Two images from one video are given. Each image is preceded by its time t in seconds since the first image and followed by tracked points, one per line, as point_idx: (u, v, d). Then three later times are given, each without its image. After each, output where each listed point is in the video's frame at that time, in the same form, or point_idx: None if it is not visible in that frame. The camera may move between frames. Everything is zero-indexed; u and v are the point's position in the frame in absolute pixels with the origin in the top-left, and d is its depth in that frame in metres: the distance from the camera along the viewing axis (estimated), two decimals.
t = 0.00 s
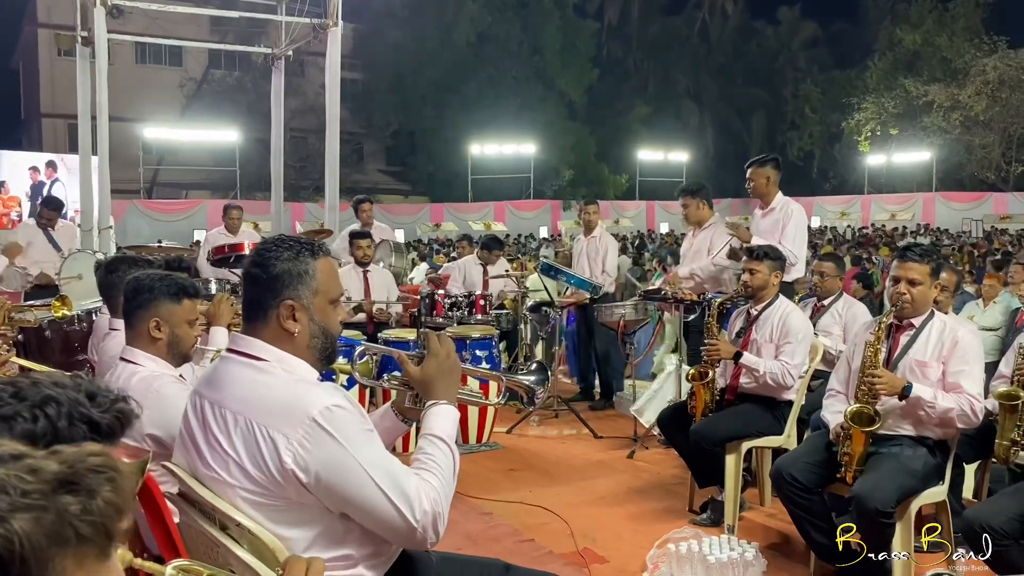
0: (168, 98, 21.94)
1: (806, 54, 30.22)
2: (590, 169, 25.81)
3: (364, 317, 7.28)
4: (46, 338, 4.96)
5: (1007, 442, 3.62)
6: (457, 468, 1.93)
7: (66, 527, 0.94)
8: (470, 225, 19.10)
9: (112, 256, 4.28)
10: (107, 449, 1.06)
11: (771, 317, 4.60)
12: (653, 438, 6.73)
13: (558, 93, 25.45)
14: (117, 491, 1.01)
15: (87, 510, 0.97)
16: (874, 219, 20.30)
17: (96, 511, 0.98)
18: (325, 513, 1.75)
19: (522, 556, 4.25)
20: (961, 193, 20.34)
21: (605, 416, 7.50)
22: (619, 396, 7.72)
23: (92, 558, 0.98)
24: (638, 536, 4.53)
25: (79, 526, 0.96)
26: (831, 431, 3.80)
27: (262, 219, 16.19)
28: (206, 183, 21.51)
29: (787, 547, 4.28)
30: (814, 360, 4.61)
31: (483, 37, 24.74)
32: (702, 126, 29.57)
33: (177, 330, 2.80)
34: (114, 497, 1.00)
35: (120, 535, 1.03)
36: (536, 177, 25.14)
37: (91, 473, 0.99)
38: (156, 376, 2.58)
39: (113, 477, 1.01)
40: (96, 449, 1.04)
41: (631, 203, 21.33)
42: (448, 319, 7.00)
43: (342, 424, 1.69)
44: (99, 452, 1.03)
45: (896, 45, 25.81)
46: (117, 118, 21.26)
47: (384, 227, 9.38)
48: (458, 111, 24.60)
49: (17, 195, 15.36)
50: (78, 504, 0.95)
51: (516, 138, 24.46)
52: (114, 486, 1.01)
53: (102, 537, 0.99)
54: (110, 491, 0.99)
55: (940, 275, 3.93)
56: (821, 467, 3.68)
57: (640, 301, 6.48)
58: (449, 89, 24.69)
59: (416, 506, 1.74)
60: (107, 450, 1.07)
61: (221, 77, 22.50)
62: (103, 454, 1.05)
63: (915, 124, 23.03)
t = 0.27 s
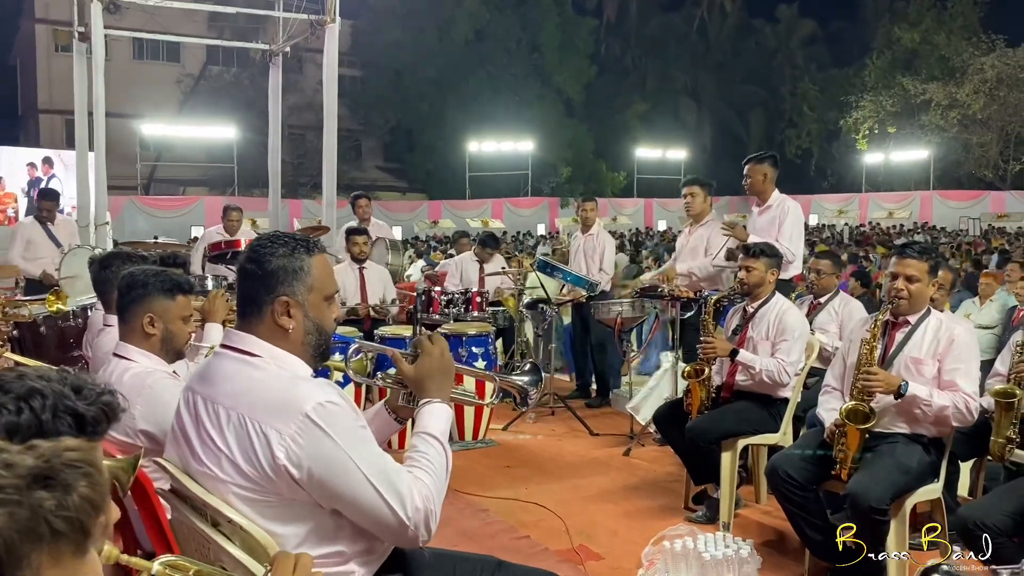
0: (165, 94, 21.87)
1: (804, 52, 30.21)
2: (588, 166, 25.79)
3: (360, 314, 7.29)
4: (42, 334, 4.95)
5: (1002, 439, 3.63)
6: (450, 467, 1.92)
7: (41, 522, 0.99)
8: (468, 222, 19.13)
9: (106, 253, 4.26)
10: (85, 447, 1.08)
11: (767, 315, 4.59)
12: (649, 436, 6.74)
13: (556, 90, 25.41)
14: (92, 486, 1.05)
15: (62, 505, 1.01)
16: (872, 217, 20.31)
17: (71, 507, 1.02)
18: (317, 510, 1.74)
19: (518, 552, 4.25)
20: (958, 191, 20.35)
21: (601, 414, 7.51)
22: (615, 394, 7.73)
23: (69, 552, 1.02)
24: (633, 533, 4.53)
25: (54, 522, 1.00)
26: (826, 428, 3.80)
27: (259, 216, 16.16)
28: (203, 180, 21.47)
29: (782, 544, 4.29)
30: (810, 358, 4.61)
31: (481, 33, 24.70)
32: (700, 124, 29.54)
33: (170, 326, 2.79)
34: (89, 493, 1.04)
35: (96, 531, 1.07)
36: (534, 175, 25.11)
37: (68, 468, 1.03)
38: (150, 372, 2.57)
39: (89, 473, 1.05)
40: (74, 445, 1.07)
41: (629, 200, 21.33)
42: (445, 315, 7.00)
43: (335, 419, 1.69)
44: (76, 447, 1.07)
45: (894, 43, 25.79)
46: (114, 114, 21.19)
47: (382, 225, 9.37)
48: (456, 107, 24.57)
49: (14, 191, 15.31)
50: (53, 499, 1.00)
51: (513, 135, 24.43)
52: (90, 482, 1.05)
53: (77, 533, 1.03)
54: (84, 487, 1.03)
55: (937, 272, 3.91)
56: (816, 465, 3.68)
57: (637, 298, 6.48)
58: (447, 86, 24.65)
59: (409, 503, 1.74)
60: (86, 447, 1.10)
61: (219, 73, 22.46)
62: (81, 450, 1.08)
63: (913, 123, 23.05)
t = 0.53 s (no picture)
0: (161, 89, 21.81)
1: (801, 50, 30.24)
2: (585, 163, 25.80)
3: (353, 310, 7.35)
4: (33, 330, 4.92)
5: (992, 438, 3.64)
6: (434, 467, 1.92)
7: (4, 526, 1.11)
8: (464, 219, 19.14)
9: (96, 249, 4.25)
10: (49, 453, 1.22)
11: (758, 313, 4.60)
12: (641, 433, 6.76)
13: (553, 87, 25.42)
14: (54, 491, 1.17)
15: (23, 511, 1.12)
16: (868, 215, 20.34)
17: (32, 512, 1.13)
18: (300, 508, 1.74)
19: (507, 550, 4.24)
20: (953, 190, 20.38)
21: (594, 411, 7.53)
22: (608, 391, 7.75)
23: (30, 557, 1.14)
24: (623, 531, 4.54)
25: (14, 526, 1.11)
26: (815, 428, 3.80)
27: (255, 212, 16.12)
28: (199, 176, 21.42)
29: (772, 542, 4.30)
30: (801, 357, 4.62)
31: (479, 30, 24.66)
32: (697, 121, 29.51)
33: (157, 323, 2.78)
34: (51, 497, 1.16)
35: (58, 536, 1.17)
36: (530, 172, 25.07)
37: (31, 474, 1.15)
38: (137, 368, 2.57)
39: (51, 479, 1.17)
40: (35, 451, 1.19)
41: (626, 198, 21.32)
42: (439, 312, 7.02)
43: (321, 419, 1.68)
44: (41, 454, 1.19)
45: (891, 41, 25.82)
46: (110, 109, 21.13)
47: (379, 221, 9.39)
48: (452, 104, 24.54)
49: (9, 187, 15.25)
50: (15, 504, 1.11)
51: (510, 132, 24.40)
52: (52, 486, 1.17)
53: (39, 539, 1.14)
54: (47, 492, 1.15)
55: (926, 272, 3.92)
56: (805, 463, 3.68)
57: (629, 296, 6.49)
58: (444, 82, 24.62)
59: (392, 504, 1.74)
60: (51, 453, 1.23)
61: (215, 69, 22.43)
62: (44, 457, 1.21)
63: (910, 121, 23.08)
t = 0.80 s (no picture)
0: (161, 85, 21.77)
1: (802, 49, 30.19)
2: (585, 161, 25.73)
3: (346, 307, 7.44)
4: (26, 326, 4.87)
5: (979, 440, 3.65)
6: (410, 469, 1.93)
7: None
8: (463, 217, 19.14)
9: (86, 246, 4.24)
10: None
11: (749, 313, 4.60)
12: (633, 433, 6.78)
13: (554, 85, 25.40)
14: None
15: None
16: (868, 214, 20.31)
17: None
18: (273, 510, 1.75)
19: (496, 549, 4.25)
20: (954, 190, 20.34)
21: (588, 410, 7.55)
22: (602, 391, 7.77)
23: None
24: (611, 530, 4.55)
25: None
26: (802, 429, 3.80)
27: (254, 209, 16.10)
28: (199, 172, 21.38)
29: (759, 542, 4.31)
30: (791, 357, 4.62)
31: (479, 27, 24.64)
32: (698, 120, 29.52)
33: (140, 321, 2.79)
34: None
35: None
36: (530, 170, 25.06)
37: None
38: (119, 367, 2.57)
39: None
40: None
41: (626, 196, 21.27)
42: (434, 310, 7.03)
43: (296, 420, 1.68)
44: None
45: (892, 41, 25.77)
46: (110, 104, 21.09)
47: (376, 219, 9.43)
48: (452, 102, 24.51)
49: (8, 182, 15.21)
50: None
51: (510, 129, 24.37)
52: None
53: None
54: None
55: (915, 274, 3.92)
56: (792, 465, 3.69)
57: (623, 296, 6.48)
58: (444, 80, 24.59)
59: (366, 506, 1.75)
60: None
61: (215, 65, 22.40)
62: None
63: (910, 121, 23.05)
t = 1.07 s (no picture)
0: (161, 78, 21.71)
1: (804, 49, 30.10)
2: (585, 159, 25.70)
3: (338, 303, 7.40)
4: (15, 320, 4.71)
5: (964, 443, 3.64)
6: (380, 469, 1.92)
7: None
8: (462, 214, 19.11)
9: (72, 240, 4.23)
10: None
11: (736, 313, 4.60)
12: (623, 432, 6.79)
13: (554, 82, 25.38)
14: None
15: None
16: (868, 215, 20.26)
17: None
18: (237, 511, 1.75)
19: (480, 547, 4.25)
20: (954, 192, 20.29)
21: (579, 408, 7.56)
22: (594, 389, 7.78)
23: None
24: (596, 529, 4.56)
25: None
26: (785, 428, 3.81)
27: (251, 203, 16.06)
28: (198, 166, 21.34)
29: (743, 542, 4.32)
30: (778, 358, 4.63)
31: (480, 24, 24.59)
32: (699, 119, 29.46)
33: (116, 316, 2.79)
34: None
35: None
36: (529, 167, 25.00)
37: None
38: (97, 362, 2.57)
39: None
40: None
41: (625, 194, 21.23)
42: (426, 307, 7.04)
43: (257, 422, 1.68)
44: None
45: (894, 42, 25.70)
46: (109, 98, 21.03)
47: (371, 215, 9.43)
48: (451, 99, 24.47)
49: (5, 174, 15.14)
50: None
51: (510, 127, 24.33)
52: None
53: None
54: None
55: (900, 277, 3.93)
56: (774, 465, 3.69)
57: (614, 295, 6.49)
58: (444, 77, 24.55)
59: (331, 507, 1.75)
60: None
61: (215, 59, 22.35)
62: None
63: (911, 122, 23.01)
